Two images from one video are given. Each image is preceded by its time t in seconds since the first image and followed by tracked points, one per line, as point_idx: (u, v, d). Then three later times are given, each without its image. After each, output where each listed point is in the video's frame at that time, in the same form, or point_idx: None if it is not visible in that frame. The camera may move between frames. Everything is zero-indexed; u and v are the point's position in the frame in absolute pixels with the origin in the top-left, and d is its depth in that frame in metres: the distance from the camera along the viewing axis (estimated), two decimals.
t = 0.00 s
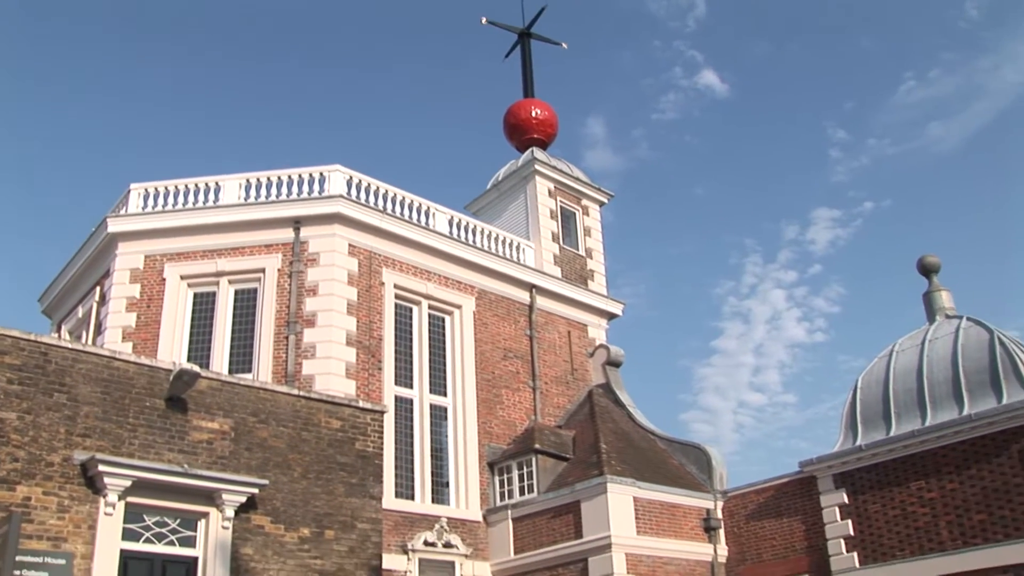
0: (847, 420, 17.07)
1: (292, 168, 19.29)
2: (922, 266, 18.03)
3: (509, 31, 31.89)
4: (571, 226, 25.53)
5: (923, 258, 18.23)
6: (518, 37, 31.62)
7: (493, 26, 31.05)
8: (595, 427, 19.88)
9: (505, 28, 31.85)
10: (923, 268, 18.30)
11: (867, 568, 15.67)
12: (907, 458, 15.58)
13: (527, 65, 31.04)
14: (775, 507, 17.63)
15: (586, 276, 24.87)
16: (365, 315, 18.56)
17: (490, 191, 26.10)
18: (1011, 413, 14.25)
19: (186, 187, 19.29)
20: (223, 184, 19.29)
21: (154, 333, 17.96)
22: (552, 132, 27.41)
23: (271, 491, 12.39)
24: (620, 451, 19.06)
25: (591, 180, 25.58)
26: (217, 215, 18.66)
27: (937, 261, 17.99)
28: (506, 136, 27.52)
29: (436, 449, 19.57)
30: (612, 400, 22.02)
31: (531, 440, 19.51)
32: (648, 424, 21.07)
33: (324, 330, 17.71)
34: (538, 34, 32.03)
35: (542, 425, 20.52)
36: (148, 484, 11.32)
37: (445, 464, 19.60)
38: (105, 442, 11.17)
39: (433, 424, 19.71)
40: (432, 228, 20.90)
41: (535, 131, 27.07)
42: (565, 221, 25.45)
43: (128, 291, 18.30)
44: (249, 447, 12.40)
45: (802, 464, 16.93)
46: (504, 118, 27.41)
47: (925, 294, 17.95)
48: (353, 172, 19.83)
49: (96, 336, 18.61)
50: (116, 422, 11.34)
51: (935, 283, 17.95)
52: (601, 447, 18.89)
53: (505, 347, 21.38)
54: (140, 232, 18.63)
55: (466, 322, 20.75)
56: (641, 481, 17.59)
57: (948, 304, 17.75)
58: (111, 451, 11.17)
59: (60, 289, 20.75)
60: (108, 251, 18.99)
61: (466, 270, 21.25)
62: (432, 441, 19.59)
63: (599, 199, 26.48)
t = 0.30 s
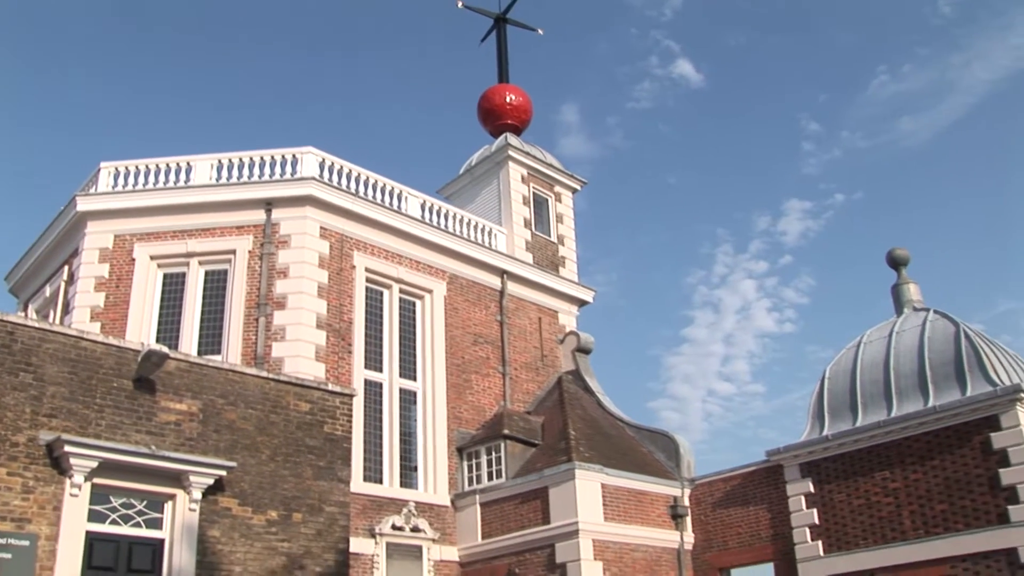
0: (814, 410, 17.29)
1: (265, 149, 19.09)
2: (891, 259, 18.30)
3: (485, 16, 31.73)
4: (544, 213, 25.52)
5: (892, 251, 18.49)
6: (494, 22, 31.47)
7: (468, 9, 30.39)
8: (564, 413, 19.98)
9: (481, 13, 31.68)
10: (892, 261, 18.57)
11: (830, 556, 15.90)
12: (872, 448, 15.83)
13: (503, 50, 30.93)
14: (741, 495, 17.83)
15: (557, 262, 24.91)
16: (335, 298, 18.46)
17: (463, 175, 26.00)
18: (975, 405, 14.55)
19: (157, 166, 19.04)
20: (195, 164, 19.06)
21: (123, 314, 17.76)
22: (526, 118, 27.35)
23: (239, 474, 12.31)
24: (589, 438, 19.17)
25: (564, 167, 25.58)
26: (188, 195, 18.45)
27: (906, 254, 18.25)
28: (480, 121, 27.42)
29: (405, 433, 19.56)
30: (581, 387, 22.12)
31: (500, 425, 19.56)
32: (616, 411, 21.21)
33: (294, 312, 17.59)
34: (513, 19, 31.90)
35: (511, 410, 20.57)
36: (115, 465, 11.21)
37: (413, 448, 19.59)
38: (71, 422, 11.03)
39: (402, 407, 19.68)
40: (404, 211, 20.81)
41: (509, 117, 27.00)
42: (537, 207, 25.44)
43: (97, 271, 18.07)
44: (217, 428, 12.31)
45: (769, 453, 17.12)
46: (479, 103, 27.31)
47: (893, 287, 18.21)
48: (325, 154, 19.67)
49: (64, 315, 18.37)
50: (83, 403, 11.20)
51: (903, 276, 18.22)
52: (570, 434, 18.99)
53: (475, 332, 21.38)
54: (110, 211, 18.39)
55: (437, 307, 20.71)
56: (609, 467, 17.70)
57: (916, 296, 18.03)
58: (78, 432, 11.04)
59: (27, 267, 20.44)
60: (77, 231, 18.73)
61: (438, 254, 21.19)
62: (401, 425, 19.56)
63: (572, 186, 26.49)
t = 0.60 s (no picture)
0: (778, 399, 17.54)
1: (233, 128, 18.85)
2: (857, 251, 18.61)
3: None
4: (513, 198, 25.50)
5: (859, 243, 18.80)
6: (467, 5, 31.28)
7: None
8: (530, 399, 20.06)
9: None
10: (858, 253, 18.87)
11: (792, 544, 16.15)
12: (834, 438, 16.09)
13: (475, 33, 30.78)
14: (705, 483, 18.07)
15: (526, 247, 24.93)
16: (302, 280, 18.33)
17: (433, 159, 25.88)
18: (936, 397, 14.84)
19: (124, 144, 18.75)
20: (162, 142, 18.79)
21: (88, 293, 17.51)
22: (498, 102, 27.26)
23: (203, 455, 12.22)
24: (554, 423, 19.28)
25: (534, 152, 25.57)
26: (155, 174, 18.20)
27: (872, 246, 18.56)
28: (451, 104, 27.29)
29: (370, 416, 19.51)
30: (547, 372, 22.21)
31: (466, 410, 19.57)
32: (582, 397, 21.34)
33: (261, 294, 17.45)
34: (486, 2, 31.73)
35: (477, 395, 20.59)
36: (78, 446, 11.08)
37: (379, 431, 19.56)
38: (33, 402, 10.88)
39: (368, 390, 19.63)
40: (373, 194, 20.70)
41: (480, 101, 26.90)
42: (507, 192, 25.41)
43: (62, 249, 17.79)
44: (181, 409, 12.20)
45: (733, 441, 17.33)
46: (450, 86, 27.18)
47: (859, 278, 18.52)
48: (294, 134, 19.48)
49: (27, 293, 18.08)
50: (46, 382, 11.05)
51: (869, 268, 18.53)
52: (536, 419, 19.07)
53: (443, 316, 21.35)
54: (75, 189, 18.10)
55: (405, 290, 20.64)
56: (574, 453, 17.81)
57: (881, 288, 18.36)
58: (40, 412, 10.89)
59: None
60: (41, 208, 18.43)
61: (407, 237, 21.11)
62: (367, 408, 19.52)
63: (542, 171, 26.49)
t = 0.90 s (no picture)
0: (745, 389, 17.75)
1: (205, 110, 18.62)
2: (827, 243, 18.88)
3: None
4: (484, 184, 25.45)
5: (828, 235, 19.06)
6: None
7: None
8: (499, 385, 20.11)
9: None
10: (828, 246, 19.14)
11: (756, 532, 16.37)
12: (800, 428, 16.31)
13: (449, 18, 30.61)
14: (672, 471, 18.25)
15: (496, 234, 24.92)
16: (272, 263, 18.19)
17: (405, 144, 25.74)
18: (901, 389, 15.08)
19: (93, 123, 18.46)
20: (132, 122, 18.51)
21: (54, 273, 17.27)
22: (471, 88, 27.14)
23: (170, 438, 12.12)
24: (523, 410, 19.35)
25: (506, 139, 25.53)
26: (125, 154, 17.96)
27: (841, 239, 18.82)
28: (424, 89, 27.14)
29: (338, 401, 19.44)
30: (516, 359, 22.27)
31: (434, 395, 19.59)
32: (550, 384, 21.42)
33: (230, 276, 17.29)
34: None
35: (446, 380, 20.59)
36: (42, 428, 10.95)
37: (347, 415, 19.50)
38: None
39: (336, 374, 19.57)
40: (345, 178, 20.57)
41: (453, 87, 26.76)
42: (479, 178, 25.35)
43: (28, 229, 17.53)
44: (148, 392, 12.09)
45: (700, 430, 17.50)
46: (423, 71, 27.03)
47: (828, 271, 18.80)
48: (266, 116, 19.28)
49: None
50: (10, 362, 10.90)
51: (839, 260, 18.82)
52: (504, 406, 19.13)
53: (412, 301, 21.30)
54: (43, 168, 17.82)
55: (375, 275, 20.56)
56: (542, 440, 17.89)
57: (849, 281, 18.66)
58: (4, 392, 10.74)
59: None
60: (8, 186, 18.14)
61: (378, 222, 21.02)
62: (335, 392, 19.45)
63: (514, 158, 26.47)
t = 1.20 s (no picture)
0: (714, 380, 17.94)
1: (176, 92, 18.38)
2: (797, 236, 19.13)
3: None
4: (456, 171, 25.39)
5: (798, 228, 19.31)
6: None
7: None
8: (468, 373, 20.14)
9: None
10: (797, 238, 19.38)
11: (723, 522, 16.57)
12: (767, 419, 16.51)
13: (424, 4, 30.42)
14: (640, 461, 18.40)
15: (468, 221, 24.88)
16: (242, 247, 18.04)
17: (377, 130, 25.59)
18: (867, 381, 15.30)
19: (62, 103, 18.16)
20: (102, 103, 18.23)
21: (21, 254, 17.01)
22: (445, 74, 27.03)
23: (137, 422, 12.01)
24: (492, 398, 19.40)
25: (479, 126, 25.47)
26: (94, 135, 17.72)
27: (811, 232, 19.09)
28: (397, 75, 26.98)
29: (307, 386, 19.36)
30: (485, 346, 22.31)
31: (403, 381, 19.57)
32: (519, 372, 21.48)
33: (199, 260, 17.12)
34: None
35: (415, 367, 20.57)
36: (7, 411, 10.80)
37: (316, 401, 19.42)
38: None
39: (305, 359, 19.47)
40: (317, 163, 20.42)
41: (427, 73, 26.63)
42: (451, 165, 25.28)
43: None
44: (116, 375, 11.96)
45: (669, 420, 17.65)
46: (397, 57, 26.88)
47: (798, 263, 19.08)
48: (238, 100, 19.07)
49: None
50: None
51: (808, 253, 19.11)
52: (473, 393, 19.17)
53: (383, 287, 21.24)
54: (10, 148, 17.53)
55: (346, 261, 20.46)
56: (511, 428, 17.96)
57: (819, 273, 18.96)
58: None
59: None
60: None
61: (350, 208, 20.91)
62: (304, 378, 19.36)
63: (487, 145, 26.42)
